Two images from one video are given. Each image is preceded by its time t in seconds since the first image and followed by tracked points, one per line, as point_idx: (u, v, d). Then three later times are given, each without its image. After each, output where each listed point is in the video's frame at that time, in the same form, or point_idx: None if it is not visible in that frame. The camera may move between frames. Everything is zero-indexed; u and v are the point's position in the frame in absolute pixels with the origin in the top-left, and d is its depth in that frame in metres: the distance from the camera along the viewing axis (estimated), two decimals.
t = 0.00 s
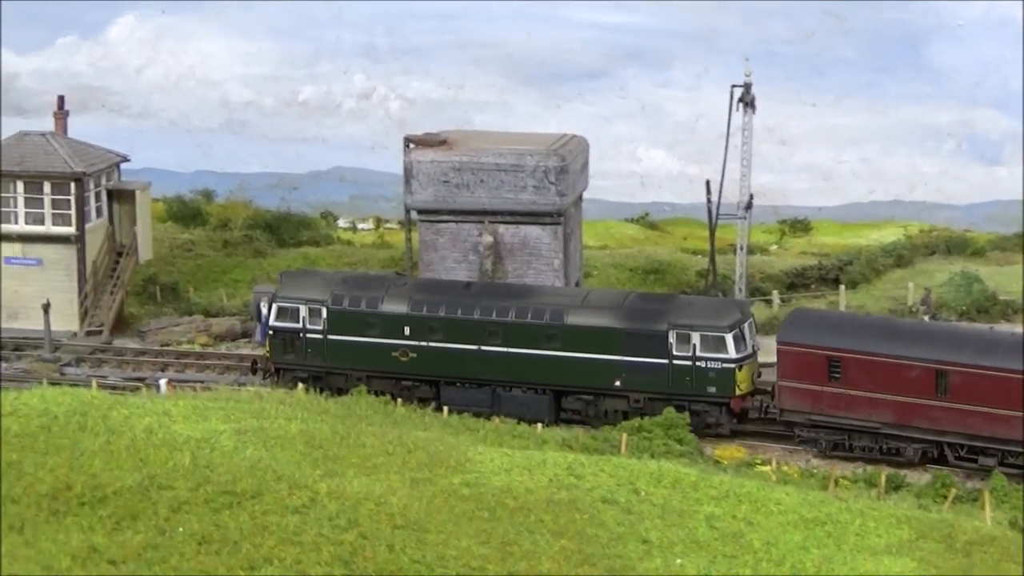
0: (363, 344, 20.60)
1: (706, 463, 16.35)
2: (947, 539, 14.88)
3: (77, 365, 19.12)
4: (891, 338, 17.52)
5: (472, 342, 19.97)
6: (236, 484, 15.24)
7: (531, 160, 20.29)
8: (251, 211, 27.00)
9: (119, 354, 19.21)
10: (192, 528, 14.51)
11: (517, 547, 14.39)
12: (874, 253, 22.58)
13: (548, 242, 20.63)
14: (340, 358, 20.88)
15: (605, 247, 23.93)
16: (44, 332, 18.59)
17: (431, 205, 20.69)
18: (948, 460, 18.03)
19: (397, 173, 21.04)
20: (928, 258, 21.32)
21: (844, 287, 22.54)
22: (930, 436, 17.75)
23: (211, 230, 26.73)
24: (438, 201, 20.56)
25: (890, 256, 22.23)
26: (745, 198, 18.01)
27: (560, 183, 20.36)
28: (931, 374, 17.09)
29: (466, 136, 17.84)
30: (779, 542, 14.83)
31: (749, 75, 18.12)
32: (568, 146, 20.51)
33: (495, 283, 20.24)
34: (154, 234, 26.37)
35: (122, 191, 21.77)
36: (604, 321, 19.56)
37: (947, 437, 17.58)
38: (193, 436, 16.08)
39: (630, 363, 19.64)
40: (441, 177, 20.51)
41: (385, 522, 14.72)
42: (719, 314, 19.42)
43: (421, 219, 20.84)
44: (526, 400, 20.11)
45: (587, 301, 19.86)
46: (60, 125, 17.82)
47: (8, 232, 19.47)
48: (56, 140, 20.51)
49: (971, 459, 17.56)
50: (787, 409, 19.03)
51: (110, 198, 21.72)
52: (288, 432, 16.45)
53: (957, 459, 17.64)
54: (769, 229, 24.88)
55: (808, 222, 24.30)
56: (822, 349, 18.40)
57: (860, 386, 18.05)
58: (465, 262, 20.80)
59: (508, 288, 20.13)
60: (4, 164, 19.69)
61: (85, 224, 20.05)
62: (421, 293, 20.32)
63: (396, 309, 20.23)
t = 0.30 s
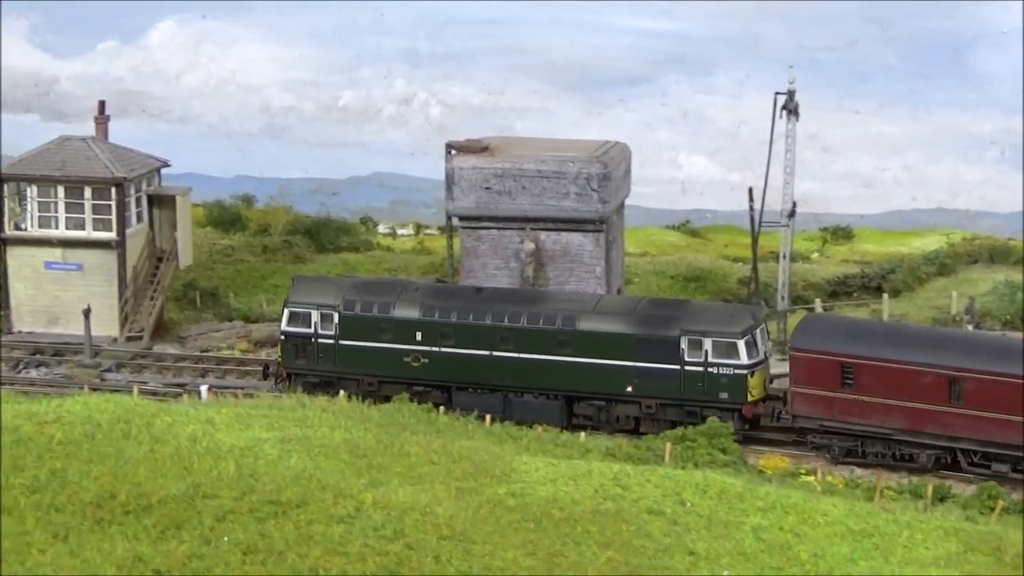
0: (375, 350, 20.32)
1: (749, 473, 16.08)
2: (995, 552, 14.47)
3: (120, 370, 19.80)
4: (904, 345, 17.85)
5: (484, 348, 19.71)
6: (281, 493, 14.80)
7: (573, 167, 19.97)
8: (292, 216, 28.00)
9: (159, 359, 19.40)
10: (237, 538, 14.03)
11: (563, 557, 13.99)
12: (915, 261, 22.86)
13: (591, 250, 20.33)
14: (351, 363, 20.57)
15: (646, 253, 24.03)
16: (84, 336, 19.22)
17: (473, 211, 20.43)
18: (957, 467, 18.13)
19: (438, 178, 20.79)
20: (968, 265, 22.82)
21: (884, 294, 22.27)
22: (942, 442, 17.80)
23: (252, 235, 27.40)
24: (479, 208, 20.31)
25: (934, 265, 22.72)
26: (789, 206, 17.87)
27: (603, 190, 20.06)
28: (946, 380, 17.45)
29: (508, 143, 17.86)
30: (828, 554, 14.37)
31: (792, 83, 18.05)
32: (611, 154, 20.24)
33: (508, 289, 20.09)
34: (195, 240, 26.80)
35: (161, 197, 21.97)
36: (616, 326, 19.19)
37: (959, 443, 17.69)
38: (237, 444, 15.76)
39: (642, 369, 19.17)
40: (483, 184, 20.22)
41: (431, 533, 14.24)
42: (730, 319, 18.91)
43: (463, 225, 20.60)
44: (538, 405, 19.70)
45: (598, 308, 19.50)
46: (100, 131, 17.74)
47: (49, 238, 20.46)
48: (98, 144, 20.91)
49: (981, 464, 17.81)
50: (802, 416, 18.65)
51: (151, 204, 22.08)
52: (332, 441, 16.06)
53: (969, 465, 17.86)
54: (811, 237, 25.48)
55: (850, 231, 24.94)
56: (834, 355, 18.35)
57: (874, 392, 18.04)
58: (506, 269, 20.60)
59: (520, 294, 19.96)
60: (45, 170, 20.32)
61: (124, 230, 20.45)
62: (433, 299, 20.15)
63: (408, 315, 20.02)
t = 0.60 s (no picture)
0: (383, 361, 20.21)
1: (796, 490, 15.83)
2: None
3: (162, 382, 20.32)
4: (913, 357, 17.62)
5: (492, 359, 19.61)
6: (327, 511, 14.55)
7: (619, 180, 19.94)
8: (334, 226, 27.64)
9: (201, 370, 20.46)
10: (284, 556, 13.76)
11: None
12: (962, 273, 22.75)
13: (635, 263, 20.18)
14: (360, 374, 20.49)
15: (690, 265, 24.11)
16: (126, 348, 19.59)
17: (517, 224, 20.38)
18: (968, 479, 17.89)
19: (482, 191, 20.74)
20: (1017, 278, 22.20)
21: (931, 309, 22.66)
22: (952, 454, 17.58)
23: (295, 244, 27.30)
24: (524, 220, 20.25)
25: (980, 278, 22.55)
26: (835, 219, 17.80)
27: (648, 203, 19.98)
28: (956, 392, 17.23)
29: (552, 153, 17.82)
30: None
31: (838, 96, 17.96)
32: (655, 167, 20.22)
33: (515, 301, 19.97)
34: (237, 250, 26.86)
35: (202, 207, 22.47)
36: (624, 337, 19.05)
37: (969, 455, 17.47)
38: (282, 461, 15.56)
39: (651, 381, 19.04)
40: (528, 196, 20.21)
41: (480, 552, 13.83)
42: (738, 331, 18.78)
43: (507, 238, 20.52)
44: (546, 416, 19.61)
45: (606, 318, 19.37)
46: (144, 141, 17.72)
47: (92, 248, 20.97)
48: (139, 154, 21.54)
49: (991, 476, 17.60)
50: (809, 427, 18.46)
51: (193, 214, 22.62)
52: (378, 457, 15.85)
53: (979, 477, 17.64)
54: (856, 249, 25.51)
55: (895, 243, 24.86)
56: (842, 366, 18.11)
57: (882, 404, 17.81)
58: (551, 281, 20.45)
59: (530, 305, 19.82)
60: (90, 179, 20.95)
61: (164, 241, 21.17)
62: (442, 309, 20.02)
63: (415, 325, 19.92)
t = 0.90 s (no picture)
0: (393, 377, 20.54)
1: (838, 515, 15.80)
2: None
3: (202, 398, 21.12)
4: (922, 377, 17.33)
5: (500, 376, 19.86)
6: (370, 538, 14.51)
7: (660, 199, 19.82)
8: (373, 241, 27.02)
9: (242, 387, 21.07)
10: None
11: None
12: None
13: (676, 281, 20.06)
14: (368, 391, 20.86)
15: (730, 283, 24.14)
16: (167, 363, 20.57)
17: (558, 241, 20.29)
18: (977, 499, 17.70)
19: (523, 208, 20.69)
20: None
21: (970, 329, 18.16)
22: (961, 474, 17.41)
23: (333, 259, 27.09)
24: (564, 238, 20.18)
25: None
26: (878, 239, 17.64)
27: (690, 222, 19.83)
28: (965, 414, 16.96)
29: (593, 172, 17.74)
30: None
31: (883, 115, 17.78)
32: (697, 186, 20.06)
33: (525, 318, 20.13)
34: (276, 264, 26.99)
35: (242, 223, 22.85)
36: (633, 354, 19.12)
37: (978, 476, 17.30)
38: (325, 484, 15.54)
39: (660, 399, 19.19)
40: (568, 215, 20.17)
41: None
42: (749, 349, 18.83)
43: (548, 255, 20.48)
44: (554, 432, 19.77)
45: (615, 336, 19.42)
46: (184, 155, 17.62)
47: (131, 264, 21.71)
48: (181, 169, 22.16)
49: (1001, 496, 17.39)
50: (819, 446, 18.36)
51: (232, 229, 23.10)
52: (420, 481, 15.80)
53: (988, 497, 17.45)
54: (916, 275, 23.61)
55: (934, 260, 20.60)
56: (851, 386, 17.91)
57: (891, 423, 17.64)
58: (591, 299, 20.36)
59: (539, 322, 19.92)
60: (131, 194, 21.63)
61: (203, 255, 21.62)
62: (451, 326, 20.28)
63: (424, 342, 20.20)
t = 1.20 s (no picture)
0: (400, 382, 20.61)
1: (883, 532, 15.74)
2: None
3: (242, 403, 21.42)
4: (932, 386, 16.98)
5: (508, 382, 19.90)
6: (416, 551, 14.43)
7: (705, 209, 19.77)
8: (413, 247, 27.48)
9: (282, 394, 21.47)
10: None
11: None
12: None
13: (720, 292, 20.02)
14: (376, 396, 20.95)
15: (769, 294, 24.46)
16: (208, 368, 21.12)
17: (601, 250, 20.21)
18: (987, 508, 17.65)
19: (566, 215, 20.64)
20: None
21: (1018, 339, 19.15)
22: (971, 484, 17.17)
23: (373, 264, 27.36)
24: (608, 247, 20.09)
25: None
26: (923, 252, 17.47)
27: (734, 233, 19.80)
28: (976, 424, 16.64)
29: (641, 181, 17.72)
30: None
31: (928, 127, 17.63)
32: (742, 197, 20.03)
33: (534, 324, 20.17)
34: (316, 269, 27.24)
35: (286, 228, 23.59)
36: (642, 362, 19.11)
37: (988, 486, 17.07)
38: (370, 496, 15.51)
39: (670, 408, 19.22)
40: (612, 224, 20.04)
41: None
42: (757, 357, 18.77)
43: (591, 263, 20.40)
44: (563, 439, 19.92)
45: (624, 343, 19.41)
46: (225, 159, 17.52)
47: (172, 267, 22.27)
48: (222, 172, 22.70)
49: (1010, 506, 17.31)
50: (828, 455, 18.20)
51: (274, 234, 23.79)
52: (465, 494, 15.81)
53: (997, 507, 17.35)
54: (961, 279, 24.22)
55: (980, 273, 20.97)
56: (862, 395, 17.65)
57: (901, 433, 17.39)
58: (634, 309, 20.33)
59: (549, 329, 19.99)
60: (173, 198, 22.19)
61: (245, 261, 22.17)
62: (459, 332, 20.29)
63: (433, 347, 20.24)
